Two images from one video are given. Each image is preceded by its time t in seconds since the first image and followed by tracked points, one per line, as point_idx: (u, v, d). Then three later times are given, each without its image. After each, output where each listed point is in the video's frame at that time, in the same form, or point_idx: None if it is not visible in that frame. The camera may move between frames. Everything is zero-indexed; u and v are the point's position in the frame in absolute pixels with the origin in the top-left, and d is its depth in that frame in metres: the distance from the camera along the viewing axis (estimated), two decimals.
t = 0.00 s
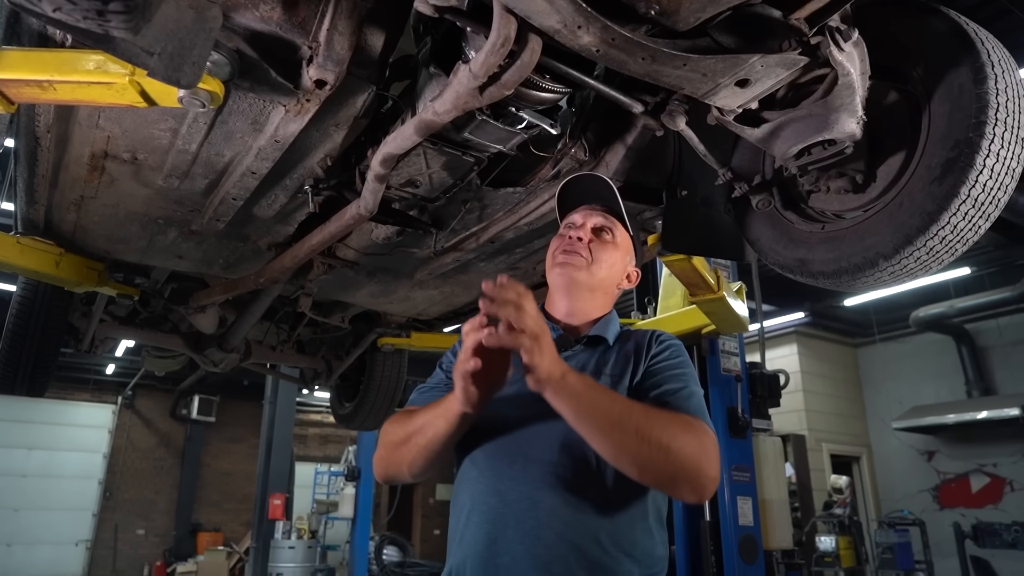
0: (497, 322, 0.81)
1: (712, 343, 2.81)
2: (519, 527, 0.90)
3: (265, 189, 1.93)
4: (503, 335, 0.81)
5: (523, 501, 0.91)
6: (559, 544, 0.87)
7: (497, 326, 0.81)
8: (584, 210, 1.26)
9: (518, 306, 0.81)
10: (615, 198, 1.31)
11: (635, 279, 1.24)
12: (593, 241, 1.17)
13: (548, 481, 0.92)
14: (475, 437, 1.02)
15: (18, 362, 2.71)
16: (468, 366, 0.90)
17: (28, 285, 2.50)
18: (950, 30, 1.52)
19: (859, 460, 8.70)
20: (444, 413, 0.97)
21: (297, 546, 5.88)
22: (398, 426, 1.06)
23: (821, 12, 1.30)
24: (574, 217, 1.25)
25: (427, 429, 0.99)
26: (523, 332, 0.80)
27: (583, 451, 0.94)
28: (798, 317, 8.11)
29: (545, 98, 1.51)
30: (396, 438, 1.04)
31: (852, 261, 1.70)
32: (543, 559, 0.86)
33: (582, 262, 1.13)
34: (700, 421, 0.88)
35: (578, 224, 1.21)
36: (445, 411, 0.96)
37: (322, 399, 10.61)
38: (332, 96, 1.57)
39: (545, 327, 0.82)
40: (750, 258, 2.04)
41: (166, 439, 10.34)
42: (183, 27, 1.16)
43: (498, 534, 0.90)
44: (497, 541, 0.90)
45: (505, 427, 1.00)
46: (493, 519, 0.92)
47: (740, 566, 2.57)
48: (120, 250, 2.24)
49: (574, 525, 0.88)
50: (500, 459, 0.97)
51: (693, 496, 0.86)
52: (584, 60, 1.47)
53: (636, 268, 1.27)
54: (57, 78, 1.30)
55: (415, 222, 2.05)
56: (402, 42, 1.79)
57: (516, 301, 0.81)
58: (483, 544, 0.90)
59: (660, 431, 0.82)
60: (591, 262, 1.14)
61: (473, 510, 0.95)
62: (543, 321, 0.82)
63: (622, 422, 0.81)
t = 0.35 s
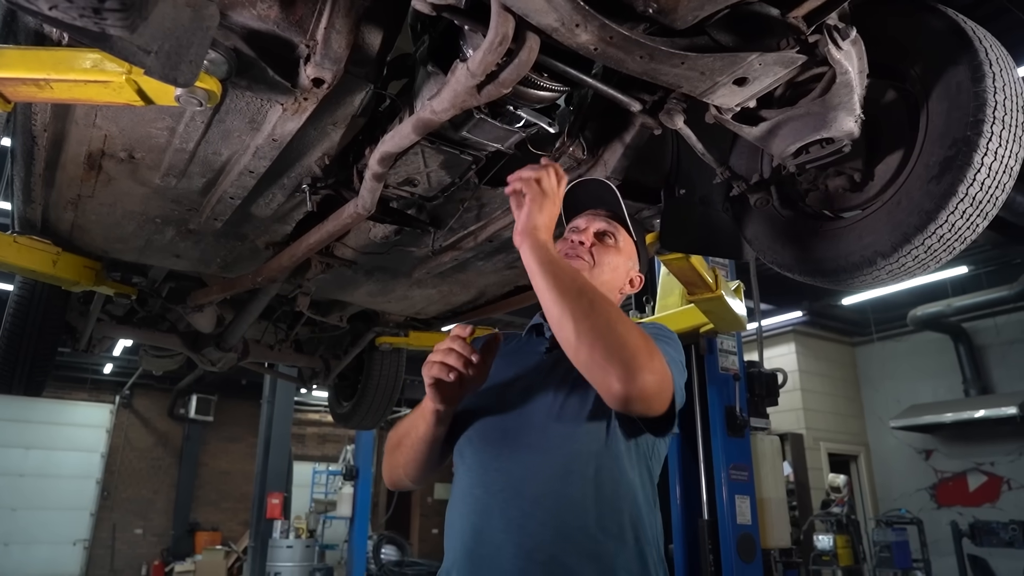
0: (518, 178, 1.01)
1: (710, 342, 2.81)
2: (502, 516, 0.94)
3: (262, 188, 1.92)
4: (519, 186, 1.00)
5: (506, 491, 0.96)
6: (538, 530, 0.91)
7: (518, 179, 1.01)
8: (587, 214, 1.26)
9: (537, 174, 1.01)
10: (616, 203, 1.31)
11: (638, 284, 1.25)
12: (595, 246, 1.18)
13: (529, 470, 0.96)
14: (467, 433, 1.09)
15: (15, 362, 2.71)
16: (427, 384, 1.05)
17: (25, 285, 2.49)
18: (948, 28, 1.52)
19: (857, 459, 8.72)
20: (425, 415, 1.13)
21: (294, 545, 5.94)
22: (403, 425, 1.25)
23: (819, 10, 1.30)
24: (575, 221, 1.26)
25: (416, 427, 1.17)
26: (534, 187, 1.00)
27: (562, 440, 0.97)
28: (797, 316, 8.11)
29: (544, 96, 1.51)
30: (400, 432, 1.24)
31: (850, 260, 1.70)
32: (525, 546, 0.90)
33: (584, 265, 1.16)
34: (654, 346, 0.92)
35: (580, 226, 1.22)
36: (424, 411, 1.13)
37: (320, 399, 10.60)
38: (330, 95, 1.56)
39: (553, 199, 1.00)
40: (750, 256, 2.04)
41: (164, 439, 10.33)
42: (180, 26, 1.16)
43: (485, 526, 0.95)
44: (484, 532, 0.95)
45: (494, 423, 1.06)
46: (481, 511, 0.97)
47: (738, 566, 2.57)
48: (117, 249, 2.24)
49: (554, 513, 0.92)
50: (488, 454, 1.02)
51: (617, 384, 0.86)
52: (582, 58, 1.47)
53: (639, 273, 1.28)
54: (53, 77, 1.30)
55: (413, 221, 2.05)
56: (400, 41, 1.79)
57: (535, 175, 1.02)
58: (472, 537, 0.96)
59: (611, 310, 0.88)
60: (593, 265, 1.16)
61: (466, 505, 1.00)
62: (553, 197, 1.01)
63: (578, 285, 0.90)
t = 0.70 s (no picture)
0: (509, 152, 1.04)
1: (710, 341, 2.81)
2: (491, 510, 0.95)
3: (262, 187, 1.92)
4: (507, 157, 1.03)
5: (495, 485, 0.97)
6: (525, 522, 0.91)
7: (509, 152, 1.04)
8: (591, 215, 1.26)
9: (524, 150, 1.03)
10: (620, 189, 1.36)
11: (642, 283, 1.26)
12: (602, 250, 1.18)
13: (516, 462, 0.97)
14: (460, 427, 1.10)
15: (15, 361, 2.71)
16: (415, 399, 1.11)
17: (25, 283, 2.49)
18: (949, 27, 1.52)
19: (857, 458, 8.72)
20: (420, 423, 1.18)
21: (294, 544, 5.94)
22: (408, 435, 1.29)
23: (819, 8, 1.30)
24: (580, 221, 1.26)
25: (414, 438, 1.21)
26: (522, 157, 1.03)
27: (548, 432, 0.97)
28: (797, 315, 8.11)
29: (543, 95, 1.50)
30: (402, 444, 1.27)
31: (850, 258, 1.70)
32: (511, 538, 0.91)
33: (591, 271, 1.16)
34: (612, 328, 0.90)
35: (585, 228, 1.22)
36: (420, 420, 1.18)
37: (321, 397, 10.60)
38: (329, 93, 1.56)
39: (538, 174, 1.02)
40: (750, 255, 2.04)
41: (164, 438, 10.34)
42: (179, 24, 1.15)
43: (475, 520, 0.96)
44: (474, 526, 0.96)
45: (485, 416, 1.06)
46: (472, 504, 0.98)
47: (737, 565, 2.57)
48: (117, 248, 2.24)
49: (540, 505, 0.92)
50: (479, 448, 1.03)
51: (558, 356, 0.84)
52: (582, 57, 1.47)
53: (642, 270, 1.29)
54: (52, 75, 1.30)
55: (412, 220, 2.04)
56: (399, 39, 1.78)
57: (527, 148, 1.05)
58: (463, 530, 0.96)
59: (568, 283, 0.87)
60: (599, 270, 1.17)
61: (459, 499, 1.01)
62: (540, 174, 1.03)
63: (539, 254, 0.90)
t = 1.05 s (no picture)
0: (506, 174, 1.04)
1: (710, 342, 2.82)
2: (483, 513, 0.95)
3: (262, 188, 1.92)
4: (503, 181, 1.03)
5: (487, 488, 0.97)
6: (515, 526, 0.91)
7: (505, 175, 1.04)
8: (596, 214, 1.27)
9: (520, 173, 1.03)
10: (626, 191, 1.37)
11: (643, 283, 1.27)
12: (609, 251, 1.19)
13: (509, 466, 0.97)
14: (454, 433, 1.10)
15: (16, 362, 2.71)
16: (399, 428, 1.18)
17: (25, 284, 2.49)
18: (949, 28, 1.52)
19: (857, 459, 8.72)
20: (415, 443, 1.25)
21: (294, 545, 5.95)
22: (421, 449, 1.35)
23: (819, 10, 1.31)
24: (586, 218, 1.27)
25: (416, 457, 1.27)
26: (520, 178, 1.02)
27: (539, 435, 0.97)
28: (797, 316, 8.11)
29: (544, 96, 1.50)
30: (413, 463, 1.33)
31: (850, 259, 1.70)
32: (503, 541, 0.90)
33: (594, 271, 1.18)
34: (592, 352, 0.88)
35: (593, 226, 1.22)
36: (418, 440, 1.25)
37: (321, 398, 10.60)
38: (330, 94, 1.56)
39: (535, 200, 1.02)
40: (750, 257, 2.03)
41: (164, 439, 10.33)
42: (180, 25, 1.16)
43: (468, 522, 0.96)
44: (467, 529, 0.96)
45: (478, 420, 1.07)
46: (467, 508, 0.98)
47: (738, 566, 2.57)
48: (117, 249, 2.24)
49: (531, 508, 0.92)
50: (473, 451, 1.03)
51: (532, 384, 0.83)
52: (582, 58, 1.47)
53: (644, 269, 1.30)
54: (53, 76, 1.30)
55: (412, 221, 2.05)
56: (400, 40, 1.78)
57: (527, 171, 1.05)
58: (458, 534, 0.97)
59: (547, 310, 0.86)
60: (603, 271, 1.18)
61: (455, 503, 1.02)
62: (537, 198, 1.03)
63: (521, 280, 0.89)
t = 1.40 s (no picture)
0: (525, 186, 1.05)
1: (710, 344, 2.82)
2: (484, 518, 0.95)
3: (263, 190, 1.93)
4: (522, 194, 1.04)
5: (489, 493, 0.97)
6: (516, 531, 0.91)
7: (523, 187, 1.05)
8: (593, 214, 1.27)
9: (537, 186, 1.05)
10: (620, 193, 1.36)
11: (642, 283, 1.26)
12: (600, 250, 1.19)
13: (511, 472, 0.97)
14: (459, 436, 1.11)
15: (16, 362, 2.71)
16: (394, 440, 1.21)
17: (25, 286, 2.49)
18: (947, 33, 1.53)
19: (856, 462, 8.72)
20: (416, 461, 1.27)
21: (293, 547, 5.95)
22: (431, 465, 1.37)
23: (818, 15, 1.31)
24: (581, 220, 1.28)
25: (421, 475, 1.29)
26: (541, 194, 1.04)
27: (541, 440, 0.98)
28: (796, 319, 8.12)
29: (544, 100, 1.51)
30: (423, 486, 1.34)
31: (849, 264, 1.70)
32: (503, 547, 0.91)
33: (587, 271, 1.18)
34: (603, 363, 0.88)
35: (585, 227, 1.23)
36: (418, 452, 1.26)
37: (320, 399, 10.60)
38: (331, 97, 1.57)
39: (552, 216, 1.03)
40: (750, 260, 2.05)
41: (163, 439, 10.31)
42: (182, 29, 1.16)
43: (470, 527, 0.97)
44: (470, 535, 0.96)
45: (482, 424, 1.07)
46: (469, 512, 0.99)
47: (736, 568, 2.57)
48: (117, 251, 2.24)
49: (532, 514, 0.92)
50: (475, 455, 1.04)
51: (540, 393, 0.83)
52: (583, 62, 1.48)
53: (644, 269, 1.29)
54: (56, 78, 1.30)
55: (413, 224, 2.05)
56: (401, 44, 1.79)
57: (549, 190, 1.07)
58: (459, 539, 0.98)
59: (559, 321, 0.87)
60: (595, 270, 1.18)
61: (457, 507, 1.02)
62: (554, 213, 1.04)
63: (534, 292, 0.90)
